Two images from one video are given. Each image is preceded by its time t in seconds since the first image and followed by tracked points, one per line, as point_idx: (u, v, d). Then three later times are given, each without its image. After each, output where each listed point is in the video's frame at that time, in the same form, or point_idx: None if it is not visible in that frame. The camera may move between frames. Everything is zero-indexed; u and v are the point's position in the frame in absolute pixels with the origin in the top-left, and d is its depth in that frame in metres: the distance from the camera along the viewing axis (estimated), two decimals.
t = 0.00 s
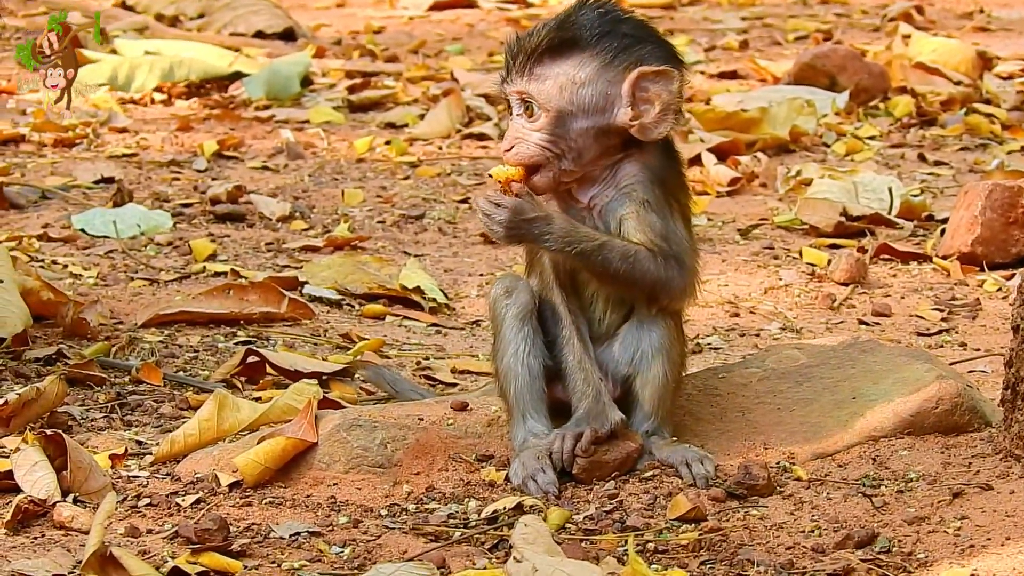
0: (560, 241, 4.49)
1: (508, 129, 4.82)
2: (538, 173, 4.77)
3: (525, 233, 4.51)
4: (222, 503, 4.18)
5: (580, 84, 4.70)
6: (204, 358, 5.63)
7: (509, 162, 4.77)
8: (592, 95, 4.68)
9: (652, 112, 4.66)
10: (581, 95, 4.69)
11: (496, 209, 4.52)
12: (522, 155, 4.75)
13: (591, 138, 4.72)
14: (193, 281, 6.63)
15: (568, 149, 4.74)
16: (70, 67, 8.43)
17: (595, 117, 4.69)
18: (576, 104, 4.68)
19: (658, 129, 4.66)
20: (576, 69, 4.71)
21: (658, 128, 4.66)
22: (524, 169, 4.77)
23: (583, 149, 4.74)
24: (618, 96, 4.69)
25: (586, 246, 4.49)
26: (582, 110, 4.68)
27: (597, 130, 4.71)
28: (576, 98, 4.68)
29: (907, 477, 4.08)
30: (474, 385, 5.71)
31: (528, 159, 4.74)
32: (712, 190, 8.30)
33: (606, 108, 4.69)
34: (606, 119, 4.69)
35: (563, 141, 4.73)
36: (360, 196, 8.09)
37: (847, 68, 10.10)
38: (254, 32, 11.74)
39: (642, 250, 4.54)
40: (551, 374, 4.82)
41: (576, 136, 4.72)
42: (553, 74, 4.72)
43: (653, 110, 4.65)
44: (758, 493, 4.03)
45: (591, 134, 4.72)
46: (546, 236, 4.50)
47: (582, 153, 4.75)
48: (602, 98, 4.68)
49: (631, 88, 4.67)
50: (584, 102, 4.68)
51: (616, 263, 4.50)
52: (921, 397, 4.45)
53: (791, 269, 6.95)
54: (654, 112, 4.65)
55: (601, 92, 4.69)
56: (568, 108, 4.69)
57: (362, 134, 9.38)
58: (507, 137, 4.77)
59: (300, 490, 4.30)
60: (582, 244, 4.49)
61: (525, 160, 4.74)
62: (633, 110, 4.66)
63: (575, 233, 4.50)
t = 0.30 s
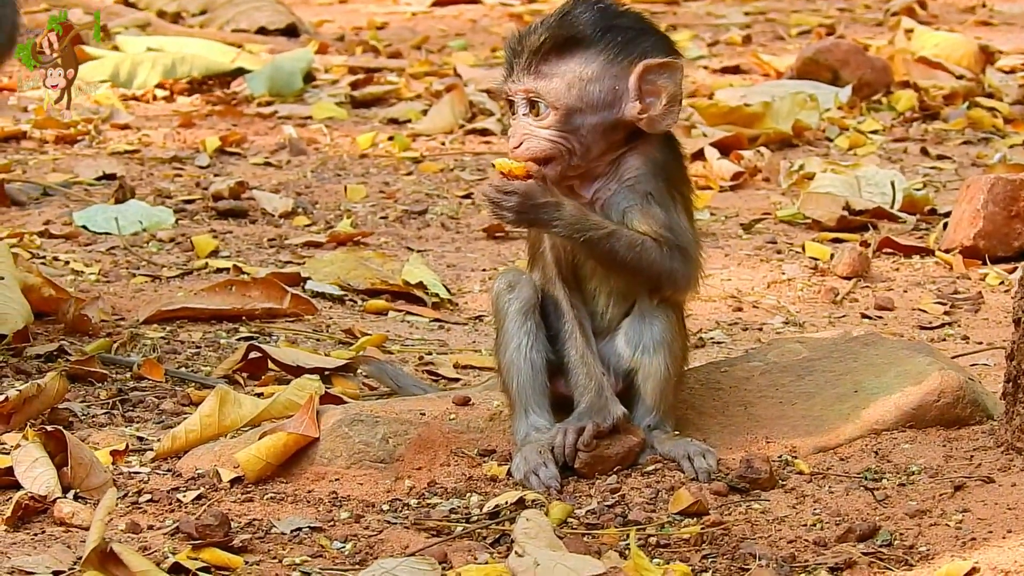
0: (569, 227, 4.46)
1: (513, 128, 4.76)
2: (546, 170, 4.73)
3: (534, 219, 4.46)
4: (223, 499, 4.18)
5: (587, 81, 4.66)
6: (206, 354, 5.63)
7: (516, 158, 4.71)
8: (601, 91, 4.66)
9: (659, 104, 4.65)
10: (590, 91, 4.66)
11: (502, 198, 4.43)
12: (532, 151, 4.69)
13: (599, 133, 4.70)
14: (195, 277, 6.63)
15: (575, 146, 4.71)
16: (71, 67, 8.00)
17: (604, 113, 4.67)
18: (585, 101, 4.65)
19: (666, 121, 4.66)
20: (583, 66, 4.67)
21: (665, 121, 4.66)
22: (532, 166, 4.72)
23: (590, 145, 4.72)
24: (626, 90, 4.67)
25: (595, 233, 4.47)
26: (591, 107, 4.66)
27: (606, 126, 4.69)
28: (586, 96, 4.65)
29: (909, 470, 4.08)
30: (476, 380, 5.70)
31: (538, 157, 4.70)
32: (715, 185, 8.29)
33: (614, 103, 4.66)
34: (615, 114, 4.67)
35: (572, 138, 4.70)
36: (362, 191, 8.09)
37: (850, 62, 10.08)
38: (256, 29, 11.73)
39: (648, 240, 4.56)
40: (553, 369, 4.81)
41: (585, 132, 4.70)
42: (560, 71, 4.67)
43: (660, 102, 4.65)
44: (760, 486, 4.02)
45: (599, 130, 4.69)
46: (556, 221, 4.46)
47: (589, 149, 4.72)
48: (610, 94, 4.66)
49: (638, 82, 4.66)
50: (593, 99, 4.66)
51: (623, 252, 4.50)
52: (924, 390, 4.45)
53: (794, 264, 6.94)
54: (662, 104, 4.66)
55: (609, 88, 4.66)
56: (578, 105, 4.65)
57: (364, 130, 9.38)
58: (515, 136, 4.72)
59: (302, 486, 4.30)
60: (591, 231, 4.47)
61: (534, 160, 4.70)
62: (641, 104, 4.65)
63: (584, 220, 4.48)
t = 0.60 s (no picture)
0: (552, 227, 4.46)
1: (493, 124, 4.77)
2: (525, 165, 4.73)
3: (519, 218, 4.47)
4: (208, 496, 4.17)
5: (565, 76, 4.66)
6: (193, 350, 5.61)
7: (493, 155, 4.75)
8: (579, 86, 4.65)
9: (638, 100, 4.64)
10: (568, 86, 4.65)
11: (485, 199, 4.45)
12: (508, 149, 4.72)
13: (578, 129, 4.69)
14: (181, 272, 6.61)
15: (554, 141, 4.71)
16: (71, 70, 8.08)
17: (582, 108, 4.66)
18: (562, 96, 4.65)
19: (644, 117, 4.65)
20: (561, 61, 4.67)
21: (644, 117, 4.65)
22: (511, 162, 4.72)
23: (569, 141, 4.71)
24: (604, 86, 4.66)
25: (580, 232, 4.47)
26: (570, 102, 4.65)
27: (584, 121, 4.68)
28: (564, 91, 4.65)
29: (895, 466, 4.08)
30: (463, 376, 5.69)
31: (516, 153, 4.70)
32: (702, 181, 8.28)
33: (593, 98, 4.66)
34: (594, 109, 4.66)
35: (550, 133, 4.70)
36: (350, 187, 8.07)
37: (838, 59, 10.09)
38: (245, 24, 11.70)
39: (632, 236, 4.55)
40: (540, 365, 4.80)
41: (563, 128, 4.69)
42: (539, 66, 4.67)
43: (640, 98, 4.64)
44: (746, 483, 4.02)
45: (578, 125, 4.69)
46: (539, 221, 4.46)
47: (568, 145, 4.71)
48: (589, 89, 4.65)
49: (617, 77, 4.65)
50: (571, 94, 4.65)
51: (609, 249, 4.50)
52: (910, 387, 4.44)
53: (781, 260, 6.94)
54: (640, 100, 4.64)
55: (588, 82, 4.66)
56: (556, 100, 4.65)
57: (352, 126, 9.36)
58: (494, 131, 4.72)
59: (287, 482, 4.28)
60: (576, 230, 4.47)
61: (513, 155, 4.71)
62: (619, 99, 4.64)
63: (568, 219, 4.48)
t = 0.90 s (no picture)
0: (520, 229, 4.44)
1: (461, 120, 4.80)
2: (490, 161, 4.74)
3: (485, 223, 4.45)
4: (184, 492, 4.14)
5: (527, 72, 4.66)
6: (168, 347, 5.58)
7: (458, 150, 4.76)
8: (541, 82, 4.65)
9: (602, 96, 4.63)
10: (530, 82, 4.65)
11: (451, 207, 4.42)
12: (472, 143, 4.72)
13: (542, 125, 4.69)
14: (156, 270, 6.57)
15: (518, 137, 4.71)
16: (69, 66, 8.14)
17: (545, 103, 4.65)
18: (524, 91, 4.65)
19: (608, 114, 4.63)
20: (525, 56, 4.67)
21: (608, 113, 4.63)
22: (475, 158, 4.73)
23: (533, 137, 4.70)
24: (568, 82, 4.65)
25: (546, 233, 4.45)
26: (532, 98, 4.65)
27: (547, 117, 4.67)
28: (525, 87, 4.65)
29: (870, 464, 4.09)
30: (439, 373, 5.67)
31: (478, 147, 4.71)
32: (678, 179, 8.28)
33: (556, 94, 4.65)
34: (556, 105, 4.65)
35: (514, 129, 4.70)
36: (325, 184, 8.04)
37: (813, 57, 10.11)
38: (219, 21, 11.64)
39: (602, 235, 4.53)
40: (516, 363, 4.79)
41: (526, 123, 4.69)
42: (502, 61, 4.68)
43: (604, 94, 4.62)
44: (722, 481, 4.02)
45: (541, 121, 4.68)
46: (506, 225, 4.45)
47: (533, 141, 4.71)
48: (551, 85, 4.64)
49: (581, 73, 4.64)
50: (534, 89, 4.65)
51: (577, 249, 4.48)
52: (886, 385, 4.45)
53: (756, 258, 6.95)
54: (604, 96, 4.63)
55: (551, 78, 4.65)
56: (518, 95, 4.65)
57: (327, 123, 9.33)
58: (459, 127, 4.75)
59: (263, 479, 4.26)
60: (543, 231, 4.45)
61: (475, 151, 4.72)
62: (583, 95, 4.63)
63: (535, 220, 4.45)
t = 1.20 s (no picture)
0: (497, 230, 4.45)
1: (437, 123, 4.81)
2: (465, 161, 4.73)
3: (462, 221, 4.45)
4: (169, 492, 4.12)
5: (500, 72, 4.66)
6: (154, 346, 5.55)
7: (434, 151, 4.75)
8: (515, 83, 4.65)
9: (577, 96, 4.63)
10: (504, 83, 4.65)
11: (429, 204, 4.43)
12: (447, 144, 4.71)
13: (517, 125, 4.69)
14: (142, 269, 6.54)
15: (493, 138, 4.71)
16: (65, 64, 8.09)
17: (519, 104, 4.66)
18: (498, 92, 4.65)
19: (583, 114, 4.63)
20: (498, 57, 4.67)
21: (583, 113, 4.63)
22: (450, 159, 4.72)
23: (509, 137, 4.70)
24: (542, 83, 4.65)
25: (523, 234, 4.45)
26: (506, 99, 4.65)
27: (522, 118, 4.67)
28: (498, 87, 4.65)
29: (856, 464, 4.09)
30: (424, 373, 5.66)
31: (454, 149, 4.71)
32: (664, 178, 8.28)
33: (530, 95, 4.65)
34: (531, 106, 4.65)
35: (489, 130, 4.71)
36: (311, 182, 8.02)
37: (799, 56, 10.11)
38: (206, 20, 11.60)
39: (580, 235, 4.52)
40: (501, 363, 4.78)
41: (501, 124, 4.69)
42: (476, 62, 4.68)
43: (578, 94, 4.63)
44: (707, 480, 4.01)
45: (516, 122, 4.68)
46: (483, 223, 4.45)
47: (508, 142, 4.71)
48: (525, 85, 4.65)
49: (554, 74, 4.64)
50: (508, 90, 4.65)
51: (554, 250, 4.47)
52: (872, 384, 4.45)
53: (742, 257, 6.95)
54: (579, 96, 4.63)
55: (525, 80, 4.65)
56: (492, 96, 4.66)
57: (313, 122, 9.31)
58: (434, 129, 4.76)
59: (248, 478, 4.24)
60: (520, 232, 4.45)
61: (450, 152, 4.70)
62: (557, 96, 4.63)
63: (512, 221, 4.45)
